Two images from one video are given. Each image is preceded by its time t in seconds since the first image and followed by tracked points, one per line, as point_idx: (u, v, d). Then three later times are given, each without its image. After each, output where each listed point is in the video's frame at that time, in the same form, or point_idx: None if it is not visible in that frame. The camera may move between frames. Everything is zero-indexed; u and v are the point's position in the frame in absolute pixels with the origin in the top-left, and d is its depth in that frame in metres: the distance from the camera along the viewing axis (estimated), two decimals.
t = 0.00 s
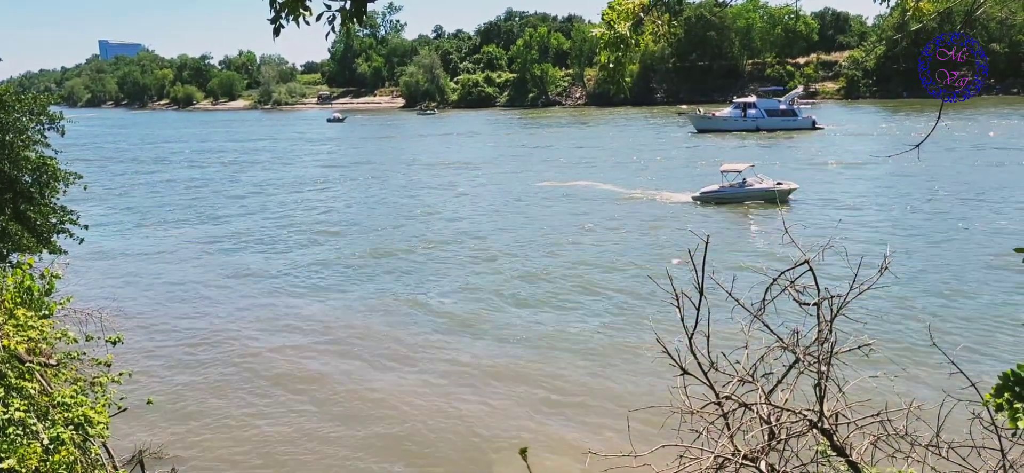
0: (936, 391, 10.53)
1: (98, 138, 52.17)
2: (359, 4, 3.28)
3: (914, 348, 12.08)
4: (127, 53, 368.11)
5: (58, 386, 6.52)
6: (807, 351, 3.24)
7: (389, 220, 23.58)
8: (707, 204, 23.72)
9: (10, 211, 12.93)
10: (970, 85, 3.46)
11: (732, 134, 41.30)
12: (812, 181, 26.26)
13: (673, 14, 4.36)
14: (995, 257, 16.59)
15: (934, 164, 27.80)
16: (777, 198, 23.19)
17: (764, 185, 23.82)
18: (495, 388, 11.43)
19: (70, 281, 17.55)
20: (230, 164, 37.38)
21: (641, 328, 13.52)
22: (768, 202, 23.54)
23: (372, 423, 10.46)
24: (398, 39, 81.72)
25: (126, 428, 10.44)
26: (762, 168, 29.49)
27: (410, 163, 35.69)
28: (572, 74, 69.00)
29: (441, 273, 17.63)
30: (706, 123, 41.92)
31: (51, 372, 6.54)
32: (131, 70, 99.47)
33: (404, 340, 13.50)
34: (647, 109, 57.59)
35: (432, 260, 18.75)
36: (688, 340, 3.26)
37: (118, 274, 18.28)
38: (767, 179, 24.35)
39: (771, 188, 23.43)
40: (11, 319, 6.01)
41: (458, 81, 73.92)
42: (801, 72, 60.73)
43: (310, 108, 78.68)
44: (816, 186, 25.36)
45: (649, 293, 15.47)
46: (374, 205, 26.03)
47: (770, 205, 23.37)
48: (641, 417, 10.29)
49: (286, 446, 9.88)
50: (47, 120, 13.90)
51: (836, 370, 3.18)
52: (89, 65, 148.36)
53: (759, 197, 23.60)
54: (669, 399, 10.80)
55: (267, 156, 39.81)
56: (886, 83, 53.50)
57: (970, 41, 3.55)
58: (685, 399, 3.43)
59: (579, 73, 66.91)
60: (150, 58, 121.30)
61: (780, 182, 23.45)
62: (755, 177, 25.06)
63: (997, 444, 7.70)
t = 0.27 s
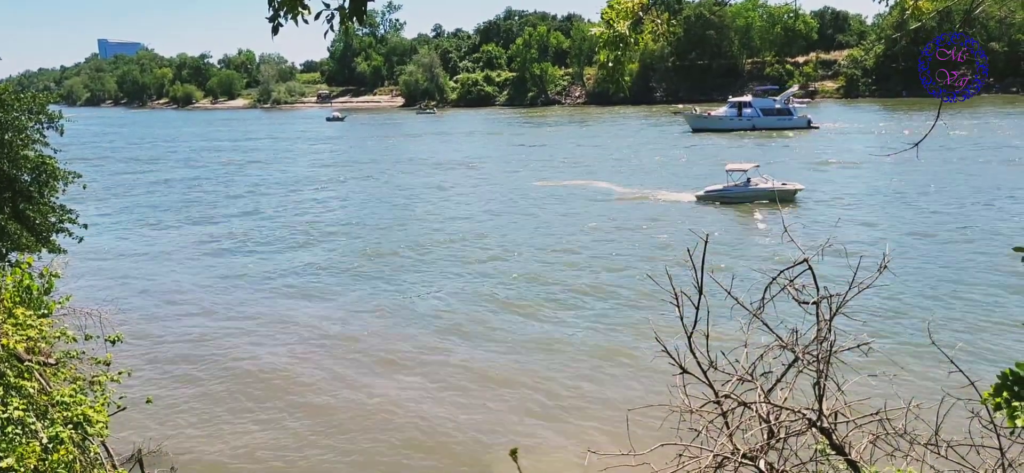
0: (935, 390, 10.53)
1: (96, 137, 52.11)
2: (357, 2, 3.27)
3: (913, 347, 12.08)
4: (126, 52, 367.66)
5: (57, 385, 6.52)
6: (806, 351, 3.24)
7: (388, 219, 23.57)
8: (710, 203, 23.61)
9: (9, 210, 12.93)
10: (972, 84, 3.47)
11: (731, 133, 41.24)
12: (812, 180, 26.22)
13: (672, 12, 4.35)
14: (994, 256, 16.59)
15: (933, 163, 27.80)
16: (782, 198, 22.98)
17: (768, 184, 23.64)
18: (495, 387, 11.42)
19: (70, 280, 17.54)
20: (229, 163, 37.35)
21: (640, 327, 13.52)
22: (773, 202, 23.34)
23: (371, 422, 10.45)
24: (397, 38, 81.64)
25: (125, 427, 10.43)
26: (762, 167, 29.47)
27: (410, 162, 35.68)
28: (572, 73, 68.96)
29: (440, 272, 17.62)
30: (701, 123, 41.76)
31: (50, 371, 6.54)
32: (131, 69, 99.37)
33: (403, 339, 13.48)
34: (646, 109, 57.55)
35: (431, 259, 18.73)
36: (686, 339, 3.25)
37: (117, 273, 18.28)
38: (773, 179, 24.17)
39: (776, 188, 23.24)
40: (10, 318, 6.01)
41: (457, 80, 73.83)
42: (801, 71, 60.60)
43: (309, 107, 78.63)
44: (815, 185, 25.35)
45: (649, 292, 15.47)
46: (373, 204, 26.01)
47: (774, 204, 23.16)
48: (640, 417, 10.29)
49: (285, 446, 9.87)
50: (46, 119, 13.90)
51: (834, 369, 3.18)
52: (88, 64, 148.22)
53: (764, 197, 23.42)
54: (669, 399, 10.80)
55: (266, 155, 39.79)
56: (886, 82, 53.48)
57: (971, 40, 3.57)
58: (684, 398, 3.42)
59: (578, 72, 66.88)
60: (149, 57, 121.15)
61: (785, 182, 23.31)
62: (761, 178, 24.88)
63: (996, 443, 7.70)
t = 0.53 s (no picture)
0: (933, 389, 10.54)
1: (95, 136, 52.07)
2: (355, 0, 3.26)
3: (912, 345, 12.09)
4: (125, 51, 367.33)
5: (56, 384, 6.53)
6: (804, 350, 3.24)
7: (386, 218, 23.55)
8: (714, 202, 23.41)
9: (8, 210, 12.91)
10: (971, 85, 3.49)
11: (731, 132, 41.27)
12: (811, 179, 26.24)
13: (671, 12, 4.35)
14: (993, 255, 16.60)
15: (932, 162, 27.79)
16: (786, 197, 22.87)
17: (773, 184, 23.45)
18: (494, 386, 11.42)
19: (68, 280, 17.53)
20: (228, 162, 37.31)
21: (639, 326, 13.53)
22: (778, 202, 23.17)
23: (371, 421, 10.45)
24: (396, 37, 81.54)
25: (124, 427, 10.43)
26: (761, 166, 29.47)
27: (408, 161, 35.65)
28: (570, 72, 68.91)
29: (439, 271, 17.62)
30: (697, 123, 42.14)
31: (49, 370, 6.53)
32: (129, 69, 99.25)
33: (403, 338, 13.49)
34: (645, 108, 57.54)
35: (431, 258, 18.74)
36: (686, 338, 3.25)
37: (116, 272, 18.26)
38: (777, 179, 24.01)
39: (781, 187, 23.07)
40: (8, 317, 5.99)
41: (457, 79, 73.83)
42: (799, 70, 60.58)
43: (308, 107, 78.58)
44: (814, 184, 25.35)
45: (648, 291, 15.47)
46: (372, 203, 25.98)
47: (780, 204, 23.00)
48: (639, 416, 10.29)
49: (284, 445, 9.87)
50: (45, 118, 13.88)
51: (833, 368, 3.18)
52: (87, 63, 148.08)
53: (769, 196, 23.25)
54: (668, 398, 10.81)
55: (265, 155, 39.77)
56: (884, 81, 53.47)
57: (971, 40, 3.59)
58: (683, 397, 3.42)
59: (577, 71, 66.85)
60: (148, 56, 120.99)
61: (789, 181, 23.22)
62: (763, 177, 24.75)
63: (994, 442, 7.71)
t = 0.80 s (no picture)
0: (933, 388, 10.55)
1: (95, 136, 52.06)
2: None
3: (911, 344, 12.11)
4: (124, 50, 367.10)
5: (55, 384, 6.52)
6: (804, 349, 3.24)
7: (386, 217, 23.53)
8: (719, 203, 23.30)
9: (7, 209, 12.89)
10: (971, 84, 3.50)
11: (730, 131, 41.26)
12: (811, 178, 26.23)
13: (670, 11, 4.34)
14: (992, 254, 16.61)
15: (931, 161, 27.80)
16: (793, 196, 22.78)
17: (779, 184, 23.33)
18: (494, 385, 11.43)
19: (68, 279, 17.51)
20: (227, 161, 37.27)
21: (639, 325, 13.53)
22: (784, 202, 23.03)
23: (371, 420, 10.45)
24: (395, 36, 81.49)
25: (124, 427, 10.42)
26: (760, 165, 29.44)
27: (408, 161, 35.64)
28: (570, 71, 68.89)
29: (439, 270, 17.61)
30: (693, 122, 42.01)
31: (49, 369, 6.53)
32: (129, 68, 99.23)
33: (403, 337, 13.48)
34: (645, 107, 57.54)
35: (431, 257, 18.73)
36: (684, 338, 3.24)
37: (115, 272, 18.24)
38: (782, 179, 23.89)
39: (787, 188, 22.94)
40: (8, 317, 5.98)
41: (456, 78, 73.85)
42: (798, 70, 60.44)
43: (307, 106, 78.56)
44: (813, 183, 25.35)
45: (647, 290, 15.48)
46: (371, 202, 25.99)
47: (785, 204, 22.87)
48: (639, 414, 10.31)
49: (284, 444, 9.86)
50: (44, 117, 13.89)
51: (833, 367, 3.18)
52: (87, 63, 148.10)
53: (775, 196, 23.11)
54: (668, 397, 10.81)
55: (264, 154, 39.76)
56: (884, 81, 53.47)
57: (969, 39, 3.62)
58: (682, 396, 3.42)
59: (577, 70, 66.85)
60: (147, 55, 120.88)
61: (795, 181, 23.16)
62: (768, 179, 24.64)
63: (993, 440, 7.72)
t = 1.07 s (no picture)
0: (932, 386, 10.56)
1: (94, 134, 52.03)
2: None
3: (911, 343, 12.11)
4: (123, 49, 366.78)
5: (55, 382, 6.52)
6: (803, 347, 3.24)
7: (386, 215, 23.51)
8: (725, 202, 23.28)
9: (6, 208, 12.88)
10: (973, 84, 3.49)
11: (729, 130, 41.24)
12: (810, 176, 26.23)
13: (670, 9, 4.34)
14: (992, 252, 16.62)
15: (931, 159, 27.79)
16: (799, 195, 22.73)
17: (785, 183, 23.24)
18: (493, 383, 11.43)
19: (67, 278, 17.51)
20: (226, 160, 37.23)
21: (638, 323, 13.53)
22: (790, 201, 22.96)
23: (371, 419, 10.44)
24: (394, 34, 81.38)
25: (124, 425, 10.42)
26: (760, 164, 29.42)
27: (407, 159, 35.62)
28: (569, 70, 68.82)
29: (439, 268, 17.61)
30: (687, 120, 41.72)
31: (48, 368, 6.52)
32: (128, 66, 99.13)
33: (403, 335, 13.47)
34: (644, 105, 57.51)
35: (431, 255, 18.72)
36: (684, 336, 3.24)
37: (115, 270, 18.24)
38: (789, 177, 23.79)
39: (793, 188, 22.85)
40: (8, 316, 5.98)
41: (456, 77, 73.89)
42: (799, 68, 59.61)
43: (307, 104, 78.50)
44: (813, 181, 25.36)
45: (647, 288, 15.48)
46: (371, 201, 25.98)
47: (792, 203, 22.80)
48: (638, 412, 10.31)
49: (284, 443, 9.86)
50: (43, 116, 13.89)
51: (832, 365, 3.18)
52: (86, 61, 147.93)
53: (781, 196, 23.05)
54: (668, 396, 10.80)
55: (264, 152, 39.73)
56: (884, 79, 53.41)
57: (969, 40, 3.61)
58: (682, 394, 3.42)
59: (576, 68, 66.81)
60: (146, 54, 120.69)
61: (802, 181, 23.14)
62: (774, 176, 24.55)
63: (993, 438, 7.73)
